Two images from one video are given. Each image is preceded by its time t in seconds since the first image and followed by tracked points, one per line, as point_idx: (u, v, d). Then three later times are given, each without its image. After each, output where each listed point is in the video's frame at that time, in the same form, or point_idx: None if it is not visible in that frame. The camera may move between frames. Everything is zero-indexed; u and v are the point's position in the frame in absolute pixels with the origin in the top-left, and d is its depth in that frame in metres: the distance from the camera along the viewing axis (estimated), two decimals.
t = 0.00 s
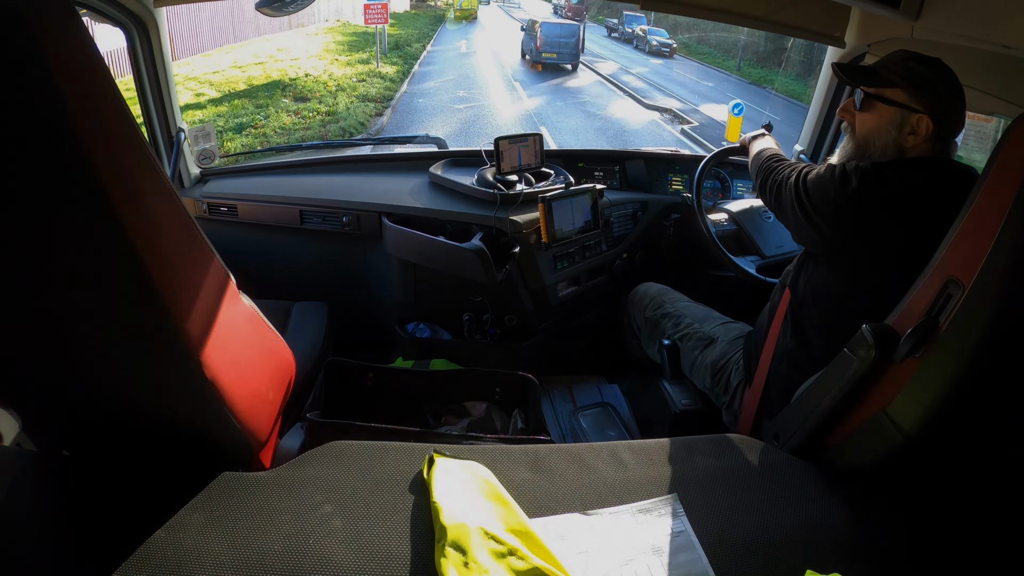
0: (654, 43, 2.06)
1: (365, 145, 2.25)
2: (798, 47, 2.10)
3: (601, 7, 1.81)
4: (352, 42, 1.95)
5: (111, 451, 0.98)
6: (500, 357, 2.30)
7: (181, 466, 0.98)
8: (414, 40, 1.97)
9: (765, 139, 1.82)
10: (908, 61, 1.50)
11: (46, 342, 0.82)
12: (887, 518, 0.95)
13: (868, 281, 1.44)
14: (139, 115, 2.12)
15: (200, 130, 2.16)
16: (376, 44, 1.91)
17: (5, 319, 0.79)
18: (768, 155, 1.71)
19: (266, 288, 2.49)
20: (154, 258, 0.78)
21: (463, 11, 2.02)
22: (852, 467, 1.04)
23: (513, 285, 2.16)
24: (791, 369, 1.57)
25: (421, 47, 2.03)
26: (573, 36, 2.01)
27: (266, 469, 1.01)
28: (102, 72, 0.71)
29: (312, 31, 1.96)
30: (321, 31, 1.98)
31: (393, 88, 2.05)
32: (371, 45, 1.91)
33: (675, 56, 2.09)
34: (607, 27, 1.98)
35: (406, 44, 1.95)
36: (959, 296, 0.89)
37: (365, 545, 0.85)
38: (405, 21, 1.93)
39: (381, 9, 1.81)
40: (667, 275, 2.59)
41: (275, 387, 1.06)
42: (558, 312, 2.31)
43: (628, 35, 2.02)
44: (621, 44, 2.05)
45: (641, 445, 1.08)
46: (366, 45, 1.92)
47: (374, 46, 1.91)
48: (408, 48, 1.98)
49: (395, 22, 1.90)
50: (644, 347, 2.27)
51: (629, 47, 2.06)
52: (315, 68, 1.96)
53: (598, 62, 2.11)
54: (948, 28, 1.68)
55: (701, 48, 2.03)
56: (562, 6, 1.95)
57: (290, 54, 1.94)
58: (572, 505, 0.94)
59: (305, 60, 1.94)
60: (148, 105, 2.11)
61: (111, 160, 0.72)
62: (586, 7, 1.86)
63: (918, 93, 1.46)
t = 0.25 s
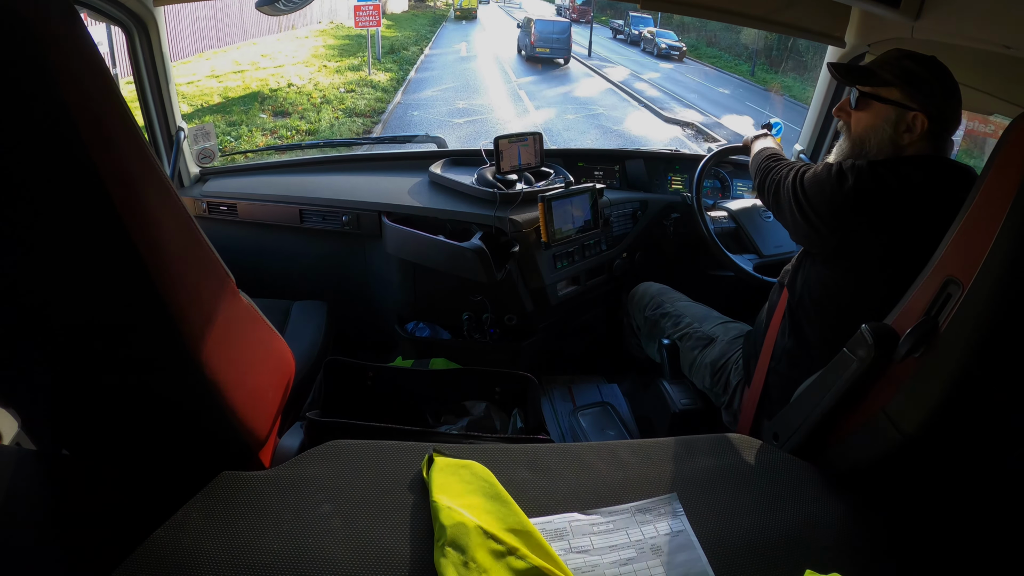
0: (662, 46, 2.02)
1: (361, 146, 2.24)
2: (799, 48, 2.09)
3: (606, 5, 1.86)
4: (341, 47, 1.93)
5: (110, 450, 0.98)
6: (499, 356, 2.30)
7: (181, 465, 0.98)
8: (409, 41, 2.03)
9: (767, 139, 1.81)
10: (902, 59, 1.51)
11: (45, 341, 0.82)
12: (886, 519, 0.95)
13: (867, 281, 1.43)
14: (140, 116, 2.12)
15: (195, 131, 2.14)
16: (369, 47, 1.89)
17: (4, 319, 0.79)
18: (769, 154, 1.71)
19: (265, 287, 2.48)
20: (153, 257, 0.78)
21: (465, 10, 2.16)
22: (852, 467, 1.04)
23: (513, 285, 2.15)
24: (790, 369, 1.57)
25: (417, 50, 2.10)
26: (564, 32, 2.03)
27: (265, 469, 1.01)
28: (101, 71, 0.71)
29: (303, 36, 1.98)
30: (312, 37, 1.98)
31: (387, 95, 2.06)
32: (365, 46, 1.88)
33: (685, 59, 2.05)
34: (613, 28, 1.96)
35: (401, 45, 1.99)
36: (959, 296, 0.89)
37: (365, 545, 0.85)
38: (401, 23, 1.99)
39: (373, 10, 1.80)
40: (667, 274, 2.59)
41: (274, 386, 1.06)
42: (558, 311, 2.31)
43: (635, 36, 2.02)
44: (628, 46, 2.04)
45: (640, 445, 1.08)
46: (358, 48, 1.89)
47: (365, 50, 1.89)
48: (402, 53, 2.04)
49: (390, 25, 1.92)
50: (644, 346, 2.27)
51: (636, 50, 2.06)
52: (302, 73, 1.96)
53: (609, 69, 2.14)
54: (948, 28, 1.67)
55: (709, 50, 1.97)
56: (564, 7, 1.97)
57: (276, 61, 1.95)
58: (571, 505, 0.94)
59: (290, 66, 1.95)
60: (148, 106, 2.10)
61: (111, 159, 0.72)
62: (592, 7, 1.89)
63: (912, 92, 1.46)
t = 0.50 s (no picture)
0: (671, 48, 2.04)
1: (365, 145, 2.25)
2: (796, 47, 2.10)
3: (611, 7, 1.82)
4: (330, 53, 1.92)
5: (110, 449, 0.98)
6: (499, 356, 2.30)
7: (180, 464, 0.98)
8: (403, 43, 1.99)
9: (771, 140, 1.81)
10: (896, 59, 1.52)
11: (45, 339, 0.82)
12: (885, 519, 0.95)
13: (867, 281, 1.44)
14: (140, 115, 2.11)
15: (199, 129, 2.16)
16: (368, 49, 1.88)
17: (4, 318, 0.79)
18: (771, 154, 1.71)
19: (265, 286, 2.48)
20: (154, 257, 0.78)
21: (464, 11, 2.13)
22: (851, 467, 1.04)
23: (512, 284, 2.15)
24: (790, 368, 1.57)
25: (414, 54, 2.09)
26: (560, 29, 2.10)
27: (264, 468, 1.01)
28: (102, 71, 0.71)
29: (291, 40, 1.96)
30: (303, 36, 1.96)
31: (377, 105, 2.08)
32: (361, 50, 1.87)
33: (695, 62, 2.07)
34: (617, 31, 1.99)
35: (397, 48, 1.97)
36: (958, 296, 0.89)
37: (364, 544, 0.85)
38: (395, 28, 1.95)
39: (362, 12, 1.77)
40: (667, 274, 2.59)
41: (273, 386, 1.06)
42: (558, 311, 2.31)
43: (643, 39, 2.02)
44: (635, 49, 2.07)
45: (640, 444, 1.08)
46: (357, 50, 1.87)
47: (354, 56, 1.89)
48: (396, 57, 2.01)
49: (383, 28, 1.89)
50: (644, 346, 2.27)
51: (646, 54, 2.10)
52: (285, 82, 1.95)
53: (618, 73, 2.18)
54: (948, 28, 1.67)
55: (719, 53, 1.98)
56: (571, 10, 2.05)
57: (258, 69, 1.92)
58: (571, 504, 0.94)
59: (271, 75, 1.92)
60: (148, 105, 2.10)
61: (111, 158, 0.72)
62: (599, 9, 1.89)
63: (898, 92, 1.50)
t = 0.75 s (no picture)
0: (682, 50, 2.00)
1: (365, 146, 2.25)
2: (796, 45, 2.10)
3: (621, 10, 1.82)
4: (317, 59, 1.99)
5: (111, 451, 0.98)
6: (500, 356, 2.30)
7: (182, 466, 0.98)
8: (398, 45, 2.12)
9: (771, 140, 1.81)
10: (900, 58, 1.52)
11: (47, 341, 0.82)
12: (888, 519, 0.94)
13: (869, 281, 1.43)
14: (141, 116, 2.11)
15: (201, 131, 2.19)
16: (359, 54, 1.95)
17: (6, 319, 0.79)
18: (773, 154, 1.71)
19: (266, 287, 2.48)
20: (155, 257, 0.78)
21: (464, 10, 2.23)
22: (854, 467, 1.03)
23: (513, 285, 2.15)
24: (792, 368, 1.57)
25: (410, 57, 2.22)
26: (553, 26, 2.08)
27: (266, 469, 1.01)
28: (103, 72, 0.71)
29: (277, 44, 2.06)
30: (290, 42, 2.06)
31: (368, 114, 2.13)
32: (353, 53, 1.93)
33: (708, 67, 2.06)
34: (624, 32, 1.95)
35: (391, 50, 2.10)
36: (961, 295, 0.89)
37: (366, 545, 0.85)
38: (393, 31, 2.09)
39: (346, 13, 1.74)
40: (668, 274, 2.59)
41: (275, 387, 1.06)
42: (559, 311, 2.30)
43: (651, 41, 1.98)
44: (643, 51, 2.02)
45: (642, 444, 1.08)
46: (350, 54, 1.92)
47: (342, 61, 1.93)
48: (390, 62, 2.12)
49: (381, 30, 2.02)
50: (645, 346, 2.27)
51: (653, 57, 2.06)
52: (262, 94, 1.98)
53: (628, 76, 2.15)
54: (949, 28, 1.66)
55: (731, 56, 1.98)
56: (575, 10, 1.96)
57: (236, 79, 1.98)
58: (572, 505, 0.94)
59: (248, 86, 1.97)
60: (149, 106, 2.10)
61: (113, 159, 0.72)
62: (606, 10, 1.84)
63: (895, 90, 1.51)
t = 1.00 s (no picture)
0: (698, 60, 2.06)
1: (365, 145, 2.25)
2: (799, 45, 2.08)
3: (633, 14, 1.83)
4: (300, 68, 1.90)
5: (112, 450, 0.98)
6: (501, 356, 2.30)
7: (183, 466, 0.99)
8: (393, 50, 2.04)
9: (770, 139, 1.81)
10: (901, 57, 1.52)
11: (48, 340, 0.82)
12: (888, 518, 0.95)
13: (869, 279, 1.43)
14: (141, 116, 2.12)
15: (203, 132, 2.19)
16: (348, 62, 1.91)
17: (7, 318, 0.79)
18: (774, 153, 1.71)
19: (267, 288, 2.49)
20: (155, 258, 0.78)
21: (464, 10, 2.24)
22: (854, 465, 1.04)
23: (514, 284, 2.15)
24: (792, 367, 1.57)
25: (404, 63, 2.13)
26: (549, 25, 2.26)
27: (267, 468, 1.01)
28: (102, 72, 0.71)
29: (261, 50, 1.92)
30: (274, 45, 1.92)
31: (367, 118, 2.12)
32: (341, 60, 1.89)
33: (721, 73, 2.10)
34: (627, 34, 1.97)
35: (387, 56, 2.03)
36: (961, 293, 0.89)
37: (367, 544, 0.85)
38: (387, 34, 2.03)
39: (329, 17, 1.77)
40: (668, 273, 2.59)
41: (275, 386, 1.06)
42: (560, 310, 2.31)
43: (660, 44, 2.03)
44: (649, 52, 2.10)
45: (643, 443, 1.08)
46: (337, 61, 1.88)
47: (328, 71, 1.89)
48: (383, 69, 2.05)
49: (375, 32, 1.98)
50: (646, 346, 2.27)
51: (665, 61, 2.13)
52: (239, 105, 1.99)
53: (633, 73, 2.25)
54: (948, 27, 1.66)
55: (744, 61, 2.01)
56: (584, 14, 2.10)
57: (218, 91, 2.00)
58: (574, 504, 0.94)
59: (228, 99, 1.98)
60: (149, 106, 2.10)
61: (112, 159, 0.72)
62: (612, 11, 1.90)
63: (897, 89, 1.51)
